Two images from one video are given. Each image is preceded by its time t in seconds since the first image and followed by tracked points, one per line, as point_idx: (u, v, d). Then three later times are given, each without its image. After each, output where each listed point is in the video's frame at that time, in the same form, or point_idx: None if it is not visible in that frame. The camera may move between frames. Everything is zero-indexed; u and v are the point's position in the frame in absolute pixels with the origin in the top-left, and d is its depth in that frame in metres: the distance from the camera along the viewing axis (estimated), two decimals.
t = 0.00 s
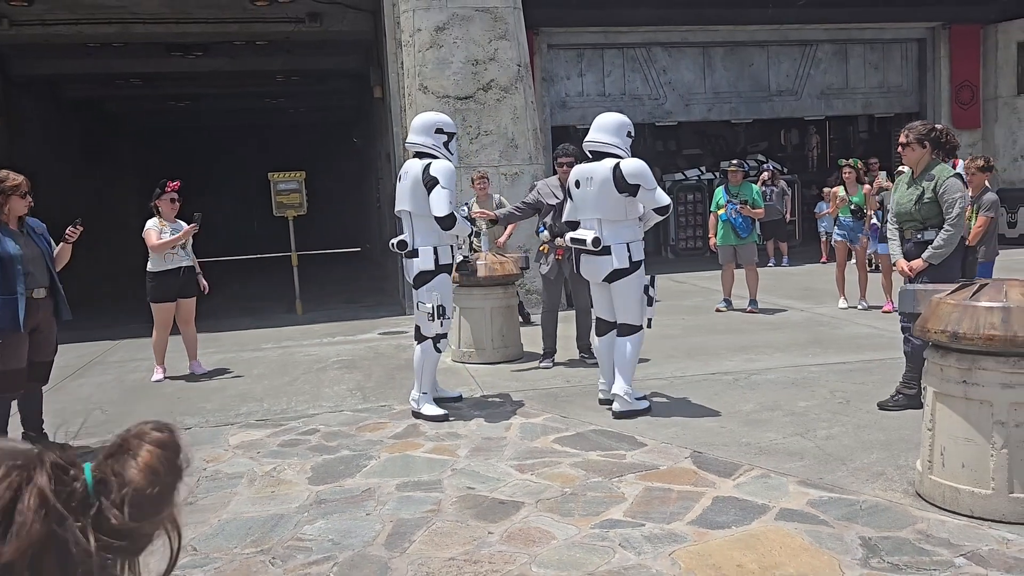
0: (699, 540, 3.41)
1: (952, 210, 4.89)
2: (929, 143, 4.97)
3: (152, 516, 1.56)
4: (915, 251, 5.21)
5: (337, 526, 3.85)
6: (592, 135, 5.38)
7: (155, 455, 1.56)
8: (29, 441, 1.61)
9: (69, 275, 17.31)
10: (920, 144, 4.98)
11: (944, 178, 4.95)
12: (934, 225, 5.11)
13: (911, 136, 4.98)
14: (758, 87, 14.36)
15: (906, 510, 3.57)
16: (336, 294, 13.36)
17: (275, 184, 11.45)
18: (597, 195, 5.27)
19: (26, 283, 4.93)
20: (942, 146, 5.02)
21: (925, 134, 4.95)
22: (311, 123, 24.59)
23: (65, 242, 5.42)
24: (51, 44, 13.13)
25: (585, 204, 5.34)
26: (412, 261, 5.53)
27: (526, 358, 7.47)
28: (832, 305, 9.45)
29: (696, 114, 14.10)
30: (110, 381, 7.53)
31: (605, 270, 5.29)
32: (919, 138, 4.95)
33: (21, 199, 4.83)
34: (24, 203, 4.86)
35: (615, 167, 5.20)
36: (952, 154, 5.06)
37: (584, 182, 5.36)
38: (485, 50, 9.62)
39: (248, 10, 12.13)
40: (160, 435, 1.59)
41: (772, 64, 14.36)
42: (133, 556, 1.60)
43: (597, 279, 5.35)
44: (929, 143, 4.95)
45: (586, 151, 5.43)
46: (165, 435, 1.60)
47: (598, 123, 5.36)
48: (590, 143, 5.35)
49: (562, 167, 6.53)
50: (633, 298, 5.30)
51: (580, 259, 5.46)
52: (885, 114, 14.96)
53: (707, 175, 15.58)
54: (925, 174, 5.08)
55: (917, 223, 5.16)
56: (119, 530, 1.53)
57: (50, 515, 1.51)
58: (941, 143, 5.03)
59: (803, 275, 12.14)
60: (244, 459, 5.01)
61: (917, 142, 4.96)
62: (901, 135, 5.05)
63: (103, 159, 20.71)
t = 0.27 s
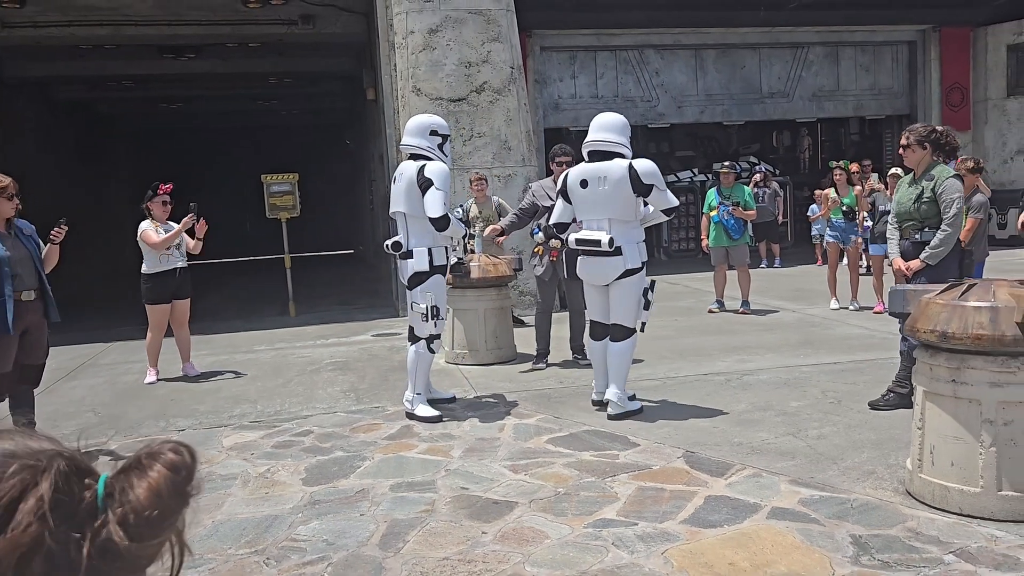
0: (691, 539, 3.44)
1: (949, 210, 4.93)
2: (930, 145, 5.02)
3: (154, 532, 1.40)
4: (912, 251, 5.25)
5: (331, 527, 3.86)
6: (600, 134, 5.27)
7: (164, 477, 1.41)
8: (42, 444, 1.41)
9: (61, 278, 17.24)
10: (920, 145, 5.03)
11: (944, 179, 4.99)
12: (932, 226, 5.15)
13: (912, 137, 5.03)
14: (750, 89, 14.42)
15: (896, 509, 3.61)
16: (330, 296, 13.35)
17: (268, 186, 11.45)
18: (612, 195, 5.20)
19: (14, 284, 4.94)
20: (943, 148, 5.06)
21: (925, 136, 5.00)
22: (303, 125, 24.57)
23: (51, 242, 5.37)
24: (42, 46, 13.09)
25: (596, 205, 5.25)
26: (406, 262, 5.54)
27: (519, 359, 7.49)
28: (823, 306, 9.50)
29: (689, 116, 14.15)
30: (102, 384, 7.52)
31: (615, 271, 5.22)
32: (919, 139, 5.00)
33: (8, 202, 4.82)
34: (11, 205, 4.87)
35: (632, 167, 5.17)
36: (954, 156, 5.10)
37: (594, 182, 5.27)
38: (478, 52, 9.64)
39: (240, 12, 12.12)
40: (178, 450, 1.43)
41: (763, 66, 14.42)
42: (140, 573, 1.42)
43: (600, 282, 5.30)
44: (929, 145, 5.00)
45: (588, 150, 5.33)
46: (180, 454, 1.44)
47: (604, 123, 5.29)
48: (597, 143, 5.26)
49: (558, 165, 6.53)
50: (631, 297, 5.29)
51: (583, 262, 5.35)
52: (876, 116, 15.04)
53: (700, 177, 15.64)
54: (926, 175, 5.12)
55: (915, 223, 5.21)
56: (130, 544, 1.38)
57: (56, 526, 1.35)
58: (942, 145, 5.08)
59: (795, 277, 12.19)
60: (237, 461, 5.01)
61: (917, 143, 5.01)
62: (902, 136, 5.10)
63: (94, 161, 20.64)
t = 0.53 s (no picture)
0: (684, 539, 3.46)
1: (946, 212, 4.96)
2: (930, 148, 5.07)
3: (132, 533, 1.37)
4: (908, 253, 5.29)
5: (327, 528, 3.88)
6: (609, 136, 5.23)
7: (144, 477, 1.37)
8: (25, 441, 1.40)
9: (56, 281, 17.22)
10: (921, 148, 5.08)
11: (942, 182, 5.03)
12: (928, 227, 5.19)
13: (912, 140, 5.08)
14: (744, 92, 14.48)
15: (887, 508, 3.64)
16: (326, 299, 13.36)
17: (264, 189, 11.46)
18: (625, 197, 5.23)
19: (7, 288, 4.95)
20: (944, 152, 5.11)
21: (925, 139, 5.06)
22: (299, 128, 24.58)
23: (42, 246, 5.32)
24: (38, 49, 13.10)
25: (609, 208, 5.21)
26: (402, 264, 5.56)
27: (515, 361, 7.51)
28: (817, 308, 9.54)
29: (683, 119, 14.20)
30: (98, 387, 7.53)
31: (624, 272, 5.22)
32: (919, 143, 5.06)
33: None
34: (3, 209, 4.89)
35: (643, 172, 5.30)
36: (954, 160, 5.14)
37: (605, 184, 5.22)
38: (473, 55, 9.68)
39: (236, 15, 12.13)
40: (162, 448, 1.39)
41: (758, 69, 14.48)
42: (121, 572, 1.40)
43: (603, 286, 5.27)
44: (930, 148, 5.05)
45: (596, 152, 5.26)
46: (161, 454, 1.40)
47: (610, 124, 5.25)
48: (608, 144, 5.22)
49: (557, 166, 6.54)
50: (629, 302, 5.32)
51: (589, 266, 5.24)
52: (870, 118, 15.11)
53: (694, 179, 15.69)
54: (926, 178, 5.17)
55: (912, 224, 5.25)
56: (108, 544, 1.35)
57: (37, 522, 1.33)
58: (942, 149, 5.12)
59: (789, 279, 12.24)
60: (233, 463, 5.02)
61: (918, 146, 5.07)
62: (903, 138, 5.15)
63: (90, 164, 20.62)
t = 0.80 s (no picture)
0: (677, 540, 3.48)
1: (944, 214, 4.98)
2: (930, 151, 5.09)
3: (38, 556, 1.44)
4: (904, 254, 5.30)
5: (323, 530, 3.89)
6: (607, 140, 5.24)
7: (48, 499, 1.44)
8: None
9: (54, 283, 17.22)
10: (921, 150, 5.10)
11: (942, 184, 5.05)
12: (925, 230, 5.20)
13: (913, 143, 5.10)
14: (742, 94, 14.51)
15: (880, 510, 3.66)
16: (324, 301, 13.39)
17: (262, 191, 11.48)
18: (625, 202, 5.27)
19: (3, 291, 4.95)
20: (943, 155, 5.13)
21: (926, 142, 5.08)
22: (298, 130, 24.61)
23: (37, 248, 5.32)
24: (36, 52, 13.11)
25: (608, 212, 5.24)
26: (400, 267, 5.58)
27: (512, 363, 7.54)
28: (814, 310, 9.56)
29: (681, 121, 14.24)
30: (96, 389, 7.55)
31: (623, 273, 5.27)
32: (920, 145, 5.08)
33: None
34: None
35: (638, 176, 5.34)
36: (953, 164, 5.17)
37: (605, 188, 5.22)
38: (471, 57, 9.71)
39: (234, 18, 12.16)
40: (68, 472, 1.46)
41: (755, 71, 14.51)
42: None
43: (600, 288, 5.28)
44: (930, 150, 5.08)
45: (593, 156, 5.26)
46: (77, 473, 1.47)
47: (606, 129, 5.26)
48: (606, 148, 5.24)
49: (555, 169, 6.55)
50: (624, 304, 5.36)
51: (587, 270, 5.23)
52: (867, 120, 15.15)
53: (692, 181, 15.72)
54: (924, 180, 5.19)
55: (909, 225, 5.27)
56: (15, 566, 1.42)
57: None
58: (942, 152, 5.15)
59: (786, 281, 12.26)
60: (230, 465, 5.04)
61: (918, 148, 5.09)
62: (903, 141, 5.17)
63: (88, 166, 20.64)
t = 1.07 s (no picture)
0: (670, 541, 3.50)
1: (941, 215, 4.98)
2: (927, 152, 5.10)
3: None
4: (900, 255, 5.31)
5: (318, 530, 3.91)
6: (601, 142, 5.26)
7: None
8: None
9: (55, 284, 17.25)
10: (918, 152, 5.10)
11: (939, 185, 5.05)
12: (922, 232, 5.21)
13: (911, 144, 5.11)
14: (742, 95, 14.52)
15: (872, 511, 3.67)
16: (324, 302, 13.41)
17: (262, 192, 11.50)
18: (620, 203, 5.29)
19: None
20: (940, 157, 5.13)
21: (923, 144, 5.08)
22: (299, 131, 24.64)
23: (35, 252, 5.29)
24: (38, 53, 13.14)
25: (602, 214, 5.26)
26: (397, 269, 5.60)
27: (510, 364, 7.56)
28: (813, 311, 9.57)
29: (681, 122, 14.25)
30: (95, 389, 7.57)
31: (618, 275, 5.29)
32: (918, 147, 5.08)
33: None
34: None
35: (632, 177, 5.35)
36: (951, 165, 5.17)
37: (600, 190, 5.24)
38: (471, 59, 9.73)
39: (235, 20, 12.19)
40: None
41: (755, 72, 14.52)
42: None
43: (595, 290, 5.30)
44: (927, 152, 5.08)
45: (588, 158, 5.29)
46: None
47: (601, 131, 5.29)
48: (600, 150, 5.26)
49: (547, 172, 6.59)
50: (619, 307, 5.38)
51: (583, 271, 5.25)
52: (867, 121, 15.15)
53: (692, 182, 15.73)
54: (921, 181, 5.19)
55: (906, 227, 5.27)
56: None
57: None
58: (939, 154, 5.15)
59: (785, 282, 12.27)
60: (227, 465, 5.06)
61: (915, 150, 5.09)
62: (901, 142, 5.18)
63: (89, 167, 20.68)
